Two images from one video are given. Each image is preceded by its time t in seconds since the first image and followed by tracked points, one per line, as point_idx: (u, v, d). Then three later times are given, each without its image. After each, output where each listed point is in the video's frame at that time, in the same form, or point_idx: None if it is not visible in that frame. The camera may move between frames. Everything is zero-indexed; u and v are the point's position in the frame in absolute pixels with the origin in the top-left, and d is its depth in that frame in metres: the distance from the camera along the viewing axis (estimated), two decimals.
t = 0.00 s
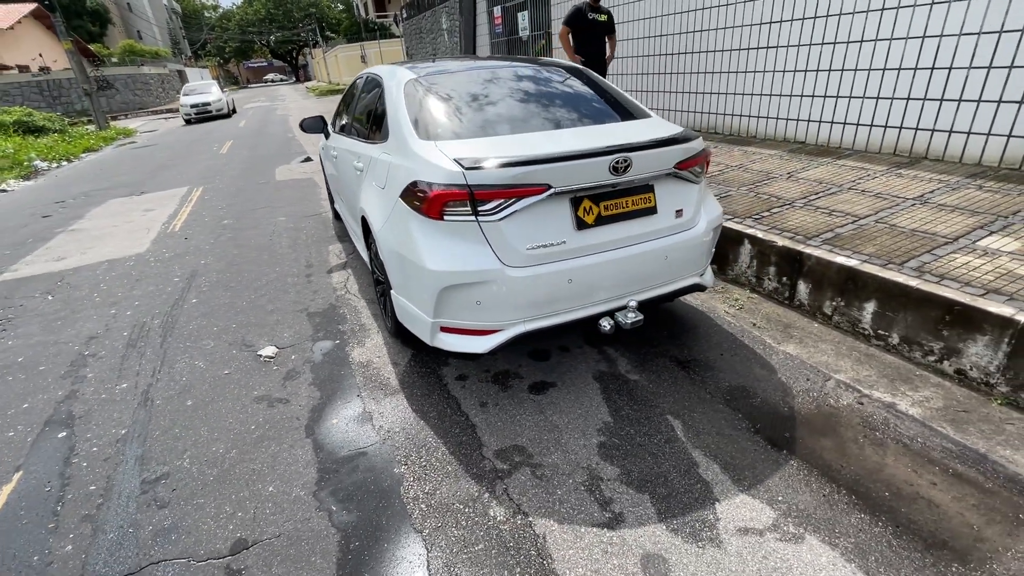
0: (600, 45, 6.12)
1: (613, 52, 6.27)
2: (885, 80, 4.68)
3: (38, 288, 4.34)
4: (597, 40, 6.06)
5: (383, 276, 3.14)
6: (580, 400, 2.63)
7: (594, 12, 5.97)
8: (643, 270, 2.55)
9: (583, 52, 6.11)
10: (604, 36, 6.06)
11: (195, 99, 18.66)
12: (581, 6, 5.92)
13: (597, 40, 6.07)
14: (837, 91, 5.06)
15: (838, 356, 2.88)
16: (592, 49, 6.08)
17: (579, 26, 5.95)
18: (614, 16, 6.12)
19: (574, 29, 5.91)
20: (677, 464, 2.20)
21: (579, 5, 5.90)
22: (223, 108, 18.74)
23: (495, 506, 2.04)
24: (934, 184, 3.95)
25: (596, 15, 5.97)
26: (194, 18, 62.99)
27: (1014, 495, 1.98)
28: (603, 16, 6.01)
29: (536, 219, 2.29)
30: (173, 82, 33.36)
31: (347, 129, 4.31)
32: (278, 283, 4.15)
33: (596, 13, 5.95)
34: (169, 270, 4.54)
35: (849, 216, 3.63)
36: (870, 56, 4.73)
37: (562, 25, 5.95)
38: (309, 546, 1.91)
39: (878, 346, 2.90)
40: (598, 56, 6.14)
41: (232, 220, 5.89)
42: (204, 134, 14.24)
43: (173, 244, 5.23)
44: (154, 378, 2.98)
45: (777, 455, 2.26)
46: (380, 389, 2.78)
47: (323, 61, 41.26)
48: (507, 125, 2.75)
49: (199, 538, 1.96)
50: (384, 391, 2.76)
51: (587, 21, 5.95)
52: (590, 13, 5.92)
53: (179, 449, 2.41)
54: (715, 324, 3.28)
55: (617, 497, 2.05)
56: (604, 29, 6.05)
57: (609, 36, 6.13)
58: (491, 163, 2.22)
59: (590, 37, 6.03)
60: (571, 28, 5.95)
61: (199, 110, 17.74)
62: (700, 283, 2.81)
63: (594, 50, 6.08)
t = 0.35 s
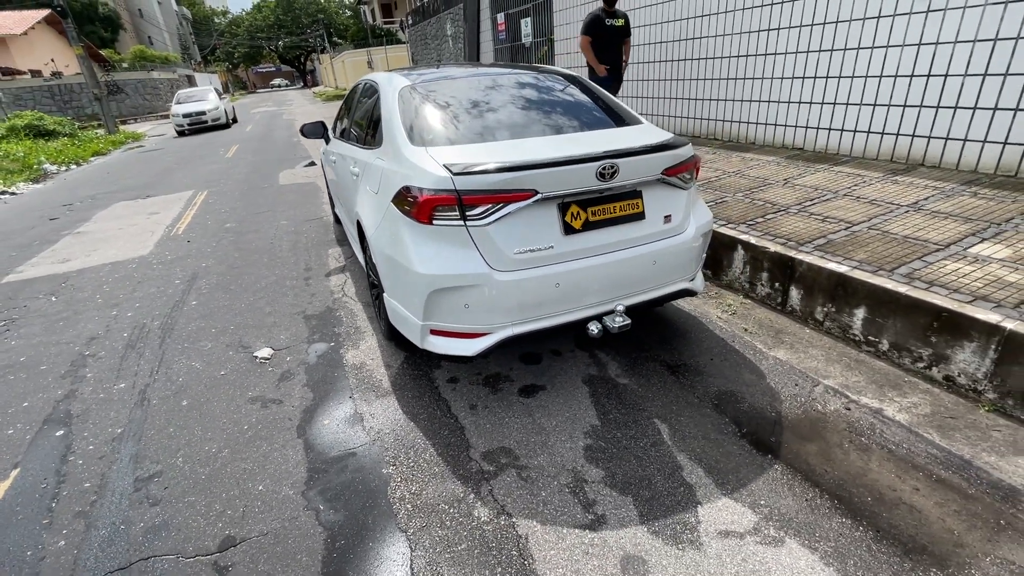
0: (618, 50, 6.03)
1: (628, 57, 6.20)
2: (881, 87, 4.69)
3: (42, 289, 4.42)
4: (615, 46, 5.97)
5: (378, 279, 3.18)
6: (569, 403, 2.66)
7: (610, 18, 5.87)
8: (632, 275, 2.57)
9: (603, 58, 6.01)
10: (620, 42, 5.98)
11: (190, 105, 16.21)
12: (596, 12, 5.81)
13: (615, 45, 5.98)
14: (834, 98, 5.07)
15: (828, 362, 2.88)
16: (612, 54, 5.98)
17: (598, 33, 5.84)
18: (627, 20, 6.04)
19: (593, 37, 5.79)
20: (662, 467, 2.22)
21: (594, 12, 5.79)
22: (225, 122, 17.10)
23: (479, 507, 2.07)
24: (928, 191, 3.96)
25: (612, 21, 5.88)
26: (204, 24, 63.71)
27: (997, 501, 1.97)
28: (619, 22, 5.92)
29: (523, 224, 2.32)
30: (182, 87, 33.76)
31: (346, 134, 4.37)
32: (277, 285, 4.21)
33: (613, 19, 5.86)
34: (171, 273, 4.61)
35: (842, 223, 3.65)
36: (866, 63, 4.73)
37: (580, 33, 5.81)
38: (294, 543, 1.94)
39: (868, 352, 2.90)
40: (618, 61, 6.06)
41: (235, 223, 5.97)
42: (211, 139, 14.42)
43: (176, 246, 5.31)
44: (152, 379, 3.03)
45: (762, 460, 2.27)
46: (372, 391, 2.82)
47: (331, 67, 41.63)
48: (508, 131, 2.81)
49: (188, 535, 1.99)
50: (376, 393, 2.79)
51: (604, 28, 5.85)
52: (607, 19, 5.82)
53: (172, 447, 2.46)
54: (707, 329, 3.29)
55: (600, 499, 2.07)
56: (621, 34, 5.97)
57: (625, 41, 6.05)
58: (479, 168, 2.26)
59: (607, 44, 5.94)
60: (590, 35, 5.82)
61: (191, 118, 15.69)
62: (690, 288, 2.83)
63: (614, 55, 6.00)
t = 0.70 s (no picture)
0: (636, 55, 5.73)
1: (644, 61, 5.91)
2: (877, 96, 4.72)
3: (43, 299, 4.45)
4: (633, 50, 5.67)
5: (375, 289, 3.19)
6: (564, 413, 2.66)
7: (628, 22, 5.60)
8: (627, 285, 2.59)
9: (623, 64, 5.69)
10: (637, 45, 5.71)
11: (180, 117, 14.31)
12: (613, 16, 5.52)
13: (633, 50, 5.69)
14: (830, 108, 5.11)
15: (824, 371, 2.88)
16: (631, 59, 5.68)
17: (618, 38, 5.54)
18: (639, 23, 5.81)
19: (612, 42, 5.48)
20: (656, 478, 2.22)
21: (610, 17, 5.50)
22: (211, 135, 14.87)
23: (474, 518, 2.07)
24: (924, 200, 3.97)
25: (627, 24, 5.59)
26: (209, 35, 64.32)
27: (992, 512, 1.96)
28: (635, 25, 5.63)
29: (518, 235, 2.34)
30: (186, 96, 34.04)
31: (346, 144, 4.40)
32: (276, 295, 4.24)
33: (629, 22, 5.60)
34: (171, 282, 4.64)
35: (838, 232, 3.66)
36: (861, 74, 4.77)
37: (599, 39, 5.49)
38: (288, 554, 1.94)
39: (864, 361, 2.90)
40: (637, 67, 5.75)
41: (235, 232, 6.01)
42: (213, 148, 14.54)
43: (177, 256, 5.35)
44: (150, 388, 3.05)
45: (756, 470, 2.26)
46: (368, 400, 2.83)
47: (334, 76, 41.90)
48: (507, 142, 2.84)
49: (183, 546, 2.00)
50: (372, 403, 2.81)
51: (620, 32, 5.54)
52: (625, 23, 5.55)
53: (169, 457, 2.47)
54: (703, 338, 3.30)
55: (594, 510, 2.07)
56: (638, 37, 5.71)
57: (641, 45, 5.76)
58: (475, 180, 2.29)
59: (624, 48, 5.63)
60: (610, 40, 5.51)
61: (174, 134, 13.50)
62: (686, 298, 2.84)
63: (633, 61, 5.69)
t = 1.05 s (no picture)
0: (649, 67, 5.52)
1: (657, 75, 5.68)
2: (869, 105, 4.75)
3: (36, 312, 4.41)
4: (646, 64, 5.45)
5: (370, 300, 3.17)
6: (560, 425, 2.64)
7: (643, 34, 5.37)
8: (622, 295, 2.57)
9: (633, 78, 5.47)
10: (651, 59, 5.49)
11: (152, 135, 11.82)
12: (628, 26, 5.30)
13: (645, 64, 5.46)
14: (823, 117, 5.14)
15: (821, 380, 2.86)
16: (642, 74, 5.46)
17: (631, 50, 5.32)
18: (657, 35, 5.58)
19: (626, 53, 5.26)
20: (653, 490, 2.20)
21: (625, 26, 5.29)
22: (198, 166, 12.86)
23: (468, 533, 2.03)
24: (919, 208, 3.98)
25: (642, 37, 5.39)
26: (208, 49, 64.65)
27: (993, 523, 1.94)
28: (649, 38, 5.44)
29: (512, 246, 2.33)
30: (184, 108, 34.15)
31: (342, 155, 4.40)
32: (271, 306, 4.21)
33: (645, 34, 5.37)
34: (166, 294, 4.61)
35: (833, 240, 3.66)
36: (853, 83, 4.81)
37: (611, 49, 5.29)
38: (279, 572, 1.91)
39: (861, 370, 2.89)
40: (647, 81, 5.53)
41: (231, 244, 6.00)
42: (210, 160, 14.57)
43: (171, 268, 5.33)
44: (142, 402, 3.01)
45: (754, 481, 2.24)
46: (362, 413, 2.80)
47: (332, 87, 42.15)
48: (503, 152, 2.84)
49: (172, 564, 1.96)
50: (366, 416, 2.78)
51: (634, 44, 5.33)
52: (640, 35, 5.33)
53: (160, 473, 2.43)
54: (700, 348, 3.28)
55: (590, 524, 2.04)
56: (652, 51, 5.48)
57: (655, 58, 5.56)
58: (468, 191, 2.28)
59: (638, 61, 5.42)
60: (623, 51, 5.29)
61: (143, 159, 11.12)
62: (682, 308, 2.83)
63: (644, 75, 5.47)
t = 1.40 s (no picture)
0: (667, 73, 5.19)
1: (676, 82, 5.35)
2: (856, 114, 4.81)
3: (22, 326, 4.35)
4: (663, 69, 5.11)
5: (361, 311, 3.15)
6: (554, 434, 2.62)
7: (662, 37, 5.07)
8: (615, 303, 2.57)
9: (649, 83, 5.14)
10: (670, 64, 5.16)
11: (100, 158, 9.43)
12: (646, 28, 5.00)
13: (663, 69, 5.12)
14: (811, 125, 5.19)
15: (815, 387, 2.86)
16: (659, 79, 5.12)
17: (647, 53, 5.01)
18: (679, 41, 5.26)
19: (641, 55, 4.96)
20: (648, 501, 2.18)
21: (644, 27, 4.99)
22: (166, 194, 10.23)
23: (462, 547, 2.00)
24: (908, 214, 4.01)
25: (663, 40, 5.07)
26: (200, 60, 64.67)
27: (988, 530, 1.93)
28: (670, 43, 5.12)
29: (504, 255, 2.32)
30: (177, 120, 34.10)
31: (334, 165, 4.39)
32: (262, 318, 4.18)
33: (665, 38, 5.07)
34: (155, 306, 4.57)
35: (824, 247, 3.68)
36: (841, 92, 4.87)
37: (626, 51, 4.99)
38: None
39: (854, 376, 2.89)
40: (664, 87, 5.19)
41: (222, 254, 5.95)
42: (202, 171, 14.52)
43: (161, 279, 5.28)
44: (129, 417, 2.97)
45: (750, 490, 2.22)
46: (354, 425, 2.77)
47: (325, 98, 42.26)
48: (496, 161, 2.84)
49: None
50: (358, 428, 2.74)
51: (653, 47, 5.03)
52: (658, 38, 5.02)
53: (146, 490, 2.39)
54: (693, 355, 3.28)
55: (585, 536, 2.02)
56: (671, 57, 5.16)
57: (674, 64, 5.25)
58: (459, 201, 2.27)
59: (655, 64, 5.09)
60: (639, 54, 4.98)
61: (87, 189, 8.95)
62: (675, 316, 2.83)
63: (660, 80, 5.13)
